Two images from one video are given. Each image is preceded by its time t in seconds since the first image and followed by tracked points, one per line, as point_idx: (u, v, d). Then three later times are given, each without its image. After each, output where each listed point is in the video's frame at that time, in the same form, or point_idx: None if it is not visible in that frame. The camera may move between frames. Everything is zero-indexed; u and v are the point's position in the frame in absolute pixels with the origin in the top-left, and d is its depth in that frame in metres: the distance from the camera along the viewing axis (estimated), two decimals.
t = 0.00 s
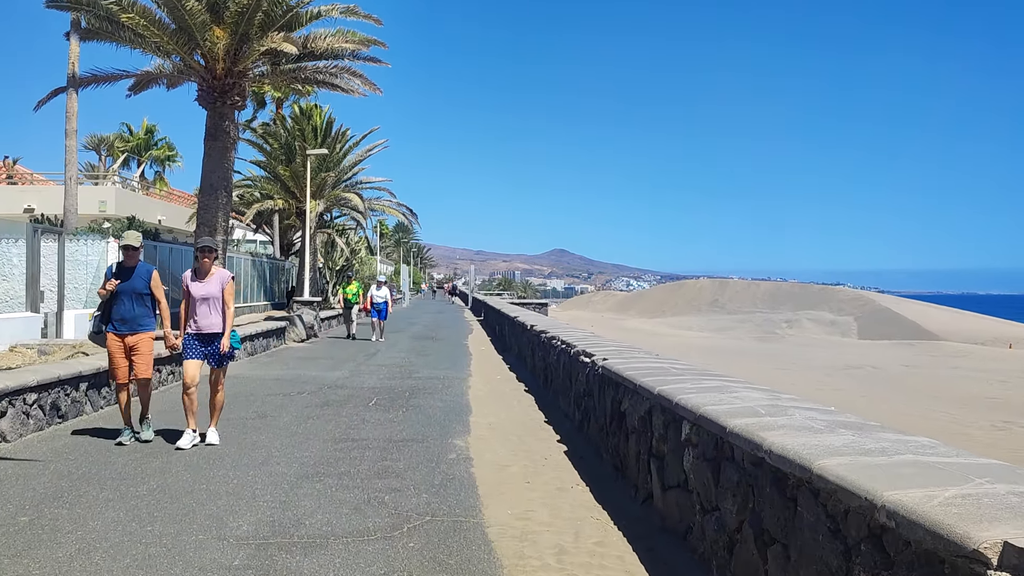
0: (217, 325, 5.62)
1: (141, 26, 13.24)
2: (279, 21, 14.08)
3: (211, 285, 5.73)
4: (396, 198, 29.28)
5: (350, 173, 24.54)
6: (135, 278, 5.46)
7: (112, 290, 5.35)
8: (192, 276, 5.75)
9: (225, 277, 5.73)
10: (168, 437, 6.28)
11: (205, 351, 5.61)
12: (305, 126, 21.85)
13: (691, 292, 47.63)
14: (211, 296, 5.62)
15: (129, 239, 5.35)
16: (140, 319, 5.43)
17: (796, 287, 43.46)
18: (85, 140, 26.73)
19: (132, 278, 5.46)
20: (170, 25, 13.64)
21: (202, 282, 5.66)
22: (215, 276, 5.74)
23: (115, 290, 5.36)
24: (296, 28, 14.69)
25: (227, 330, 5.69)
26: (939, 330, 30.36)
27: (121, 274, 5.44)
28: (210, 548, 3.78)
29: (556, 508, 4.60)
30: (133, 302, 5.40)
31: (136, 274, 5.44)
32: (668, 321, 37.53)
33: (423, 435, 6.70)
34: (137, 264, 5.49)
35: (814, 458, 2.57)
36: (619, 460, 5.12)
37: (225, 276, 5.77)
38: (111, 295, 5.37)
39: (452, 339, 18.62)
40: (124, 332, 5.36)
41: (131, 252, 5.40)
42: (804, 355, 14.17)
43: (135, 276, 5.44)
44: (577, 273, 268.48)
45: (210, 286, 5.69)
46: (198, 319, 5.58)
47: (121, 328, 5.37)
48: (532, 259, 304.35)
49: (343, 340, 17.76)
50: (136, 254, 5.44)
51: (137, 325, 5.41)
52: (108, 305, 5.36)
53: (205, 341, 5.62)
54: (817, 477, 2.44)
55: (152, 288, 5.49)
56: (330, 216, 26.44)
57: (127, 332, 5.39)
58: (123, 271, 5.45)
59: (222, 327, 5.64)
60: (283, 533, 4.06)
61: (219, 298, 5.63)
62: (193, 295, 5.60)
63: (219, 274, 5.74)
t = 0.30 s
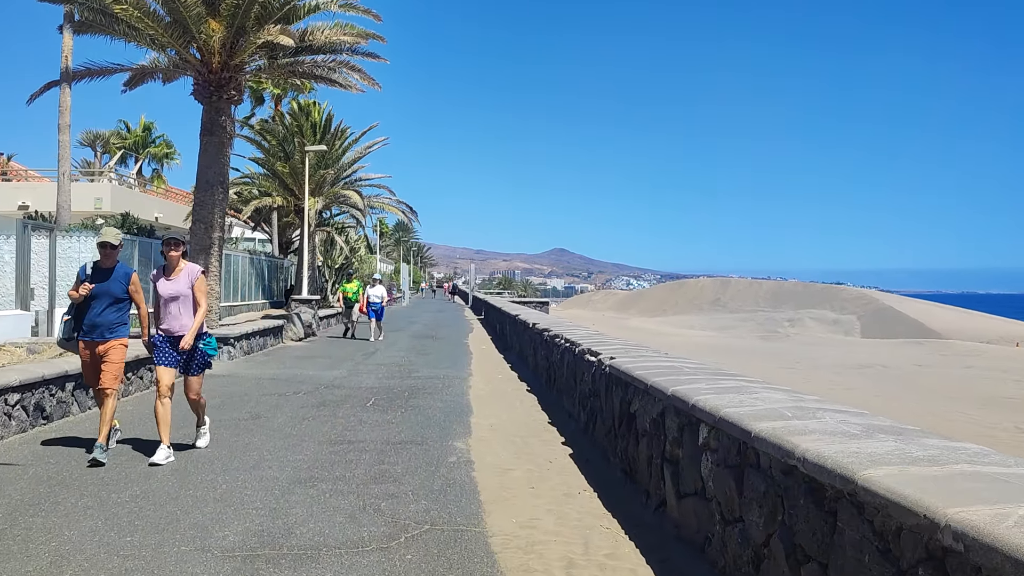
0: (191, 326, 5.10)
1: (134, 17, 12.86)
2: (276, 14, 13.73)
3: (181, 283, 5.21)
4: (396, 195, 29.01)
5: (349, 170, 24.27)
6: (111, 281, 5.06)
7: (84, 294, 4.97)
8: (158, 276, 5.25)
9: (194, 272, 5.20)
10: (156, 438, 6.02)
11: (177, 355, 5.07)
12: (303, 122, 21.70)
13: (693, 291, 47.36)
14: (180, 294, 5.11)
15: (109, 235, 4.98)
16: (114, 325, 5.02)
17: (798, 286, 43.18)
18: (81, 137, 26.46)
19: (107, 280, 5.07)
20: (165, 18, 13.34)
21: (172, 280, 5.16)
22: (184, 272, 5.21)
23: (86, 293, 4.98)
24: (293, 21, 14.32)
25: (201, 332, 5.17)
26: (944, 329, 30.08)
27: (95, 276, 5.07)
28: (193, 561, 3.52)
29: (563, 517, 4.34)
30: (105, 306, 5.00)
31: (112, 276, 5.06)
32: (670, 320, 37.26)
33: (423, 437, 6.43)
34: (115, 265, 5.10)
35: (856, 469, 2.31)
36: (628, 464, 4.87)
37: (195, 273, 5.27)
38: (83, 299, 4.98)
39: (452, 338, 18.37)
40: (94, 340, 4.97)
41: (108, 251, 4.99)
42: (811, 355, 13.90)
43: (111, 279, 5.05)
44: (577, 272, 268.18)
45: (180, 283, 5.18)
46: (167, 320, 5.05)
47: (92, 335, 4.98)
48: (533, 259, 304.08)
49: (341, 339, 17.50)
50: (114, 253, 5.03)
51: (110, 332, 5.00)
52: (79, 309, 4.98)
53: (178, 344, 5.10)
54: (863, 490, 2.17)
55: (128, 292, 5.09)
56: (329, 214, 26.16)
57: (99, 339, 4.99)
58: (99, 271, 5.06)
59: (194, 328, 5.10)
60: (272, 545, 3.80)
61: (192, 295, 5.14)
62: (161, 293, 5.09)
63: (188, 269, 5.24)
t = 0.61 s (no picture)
0: (160, 326, 4.61)
1: (128, 12, 12.56)
2: (272, 8, 13.41)
3: (154, 280, 4.74)
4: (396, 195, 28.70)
5: (348, 169, 23.97)
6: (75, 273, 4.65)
7: (47, 282, 4.60)
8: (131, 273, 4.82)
9: (171, 269, 4.74)
10: (139, 450, 5.69)
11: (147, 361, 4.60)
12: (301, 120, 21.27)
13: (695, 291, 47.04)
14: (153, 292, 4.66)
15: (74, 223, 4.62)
16: (78, 321, 4.64)
17: (801, 286, 42.85)
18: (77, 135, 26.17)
19: (73, 272, 4.65)
20: (159, 13, 13.02)
21: (145, 277, 4.71)
22: (159, 269, 4.75)
23: (50, 285, 4.61)
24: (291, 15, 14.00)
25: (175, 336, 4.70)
26: (949, 330, 29.75)
27: (61, 266, 4.67)
28: None
29: (574, 537, 4.04)
30: (70, 301, 4.63)
31: (78, 267, 4.66)
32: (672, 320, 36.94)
33: (424, 446, 6.13)
34: (82, 255, 4.70)
35: (923, 499, 2.01)
36: (642, 479, 4.57)
37: (170, 270, 4.79)
38: (47, 290, 4.62)
39: (452, 339, 18.06)
40: (60, 338, 4.59)
41: (74, 239, 4.64)
42: (819, 357, 13.59)
43: (74, 270, 4.64)
44: (577, 272, 267.86)
45: (153, 280, 4.71)
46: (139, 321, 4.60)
47: (56, 332, 4.59)
48: (533, 259, 303.73)
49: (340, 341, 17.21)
50: (81, 242, 4.67)
51: (75, 328, 4.62)
52: (42, 303, 4.61)
53: (147, 349, 4.60)
54: (932, 527, 1.87)
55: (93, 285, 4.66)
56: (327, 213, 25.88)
57: (64, 336, 4.60)
58: (65, 261, 4.66)
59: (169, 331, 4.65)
60: (259, 569, 3.49)
61: (162, 292, 4.68)
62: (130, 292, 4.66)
63: (162, 266, 4.77)
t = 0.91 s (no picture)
0: (141, 336, 4.16)
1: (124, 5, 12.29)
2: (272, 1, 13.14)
3: (135, 283, 4.26)
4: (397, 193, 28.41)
5: (349, 166, 23.70)
6: (34, 280, 4.25)
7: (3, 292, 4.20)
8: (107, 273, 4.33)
9: (154, 271, 4.28)
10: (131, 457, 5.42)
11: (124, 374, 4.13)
12: (301, 116, 21.46)
13: (697, 290, 46.79)
14: (131, 297, 4.20)
15: (31, 220, 4.24)
16: (40, 333, 4.21)
17: (804, 285, 42.59)
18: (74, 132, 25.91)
19: (32, 278, 4.26)
20: (156, 6, 12.75)
21: (121, 279, 4.23)
22: (141, 270, 4.28)
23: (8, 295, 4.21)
24: (291, 8, 13.73)
25: (158, 344, 4.22)
26: (955, 329, 29.48)
27: (18, 273, 4.27)
28: None
29: (592, 554, 3.77)
30: (30, 311, 4.22)
31: (36, 273, 4.26)
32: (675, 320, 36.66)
33: (429, 451, 5.86)
34: (41, 260, 4.31)
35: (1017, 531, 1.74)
36: (662, 489, 4.32)
37: (152, 273, 4.33)
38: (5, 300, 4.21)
39: (455, 338, 17.79)
40: (21, 352, 4.16)
41: (31, 240, 4.25)
42: (830, 357, 13.33)
43: (33, 277, 4.25)
44: (577, 271, 267.64)
45: (134, 283, 4.24)
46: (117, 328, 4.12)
47: (18, 345, 4.16)
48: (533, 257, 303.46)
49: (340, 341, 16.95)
50: (38, 243, 4.28)
51: (36, 341, 4.20)
52: None
53: (124, 359, 4.13)
54: None
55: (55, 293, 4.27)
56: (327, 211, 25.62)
57: (26, 350, 4.17)
58: (21, 266, 4.27)
59: (151, 338, 4.19)
60: None
61: (145, 297, 4.22)
62: (109, 296, 4.18)
63: (147, 268, 4.31)
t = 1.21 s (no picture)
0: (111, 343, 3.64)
1: None
2: None
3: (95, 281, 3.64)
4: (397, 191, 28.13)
5: (348, 164, 23.42)
6: None
7: None
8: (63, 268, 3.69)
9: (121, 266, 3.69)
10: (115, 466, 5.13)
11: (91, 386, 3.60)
12: (301, 113, 21.03)
13: (699, 289, 46.53)
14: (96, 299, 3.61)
15: None
16: None
17: (806, 283, 42.32)
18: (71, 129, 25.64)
19: None
20: None
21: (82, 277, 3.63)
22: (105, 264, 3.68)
23: None
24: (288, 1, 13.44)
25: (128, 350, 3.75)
26: (960, 328, 29.21)
27: None
28: None
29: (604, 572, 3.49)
30: None
31: None
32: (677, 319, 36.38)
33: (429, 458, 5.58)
34: None
35: None
36: (679, 501, 4.04)
37: (119, 266, 3.72)
38: None
39: (455, 338, 17.52)
40: None
41: None
42: (838, 357, 13.06)
43: None
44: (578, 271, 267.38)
45: (95, 280, 3.63)
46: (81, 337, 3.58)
47: None
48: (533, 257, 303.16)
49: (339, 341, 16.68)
50: None
51: None
52: None
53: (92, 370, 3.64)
54: None
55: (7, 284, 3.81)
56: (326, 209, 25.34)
57: None
58: None
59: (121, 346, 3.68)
60: None
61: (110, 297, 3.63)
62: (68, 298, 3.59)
63: (110, 262, 3.69)
